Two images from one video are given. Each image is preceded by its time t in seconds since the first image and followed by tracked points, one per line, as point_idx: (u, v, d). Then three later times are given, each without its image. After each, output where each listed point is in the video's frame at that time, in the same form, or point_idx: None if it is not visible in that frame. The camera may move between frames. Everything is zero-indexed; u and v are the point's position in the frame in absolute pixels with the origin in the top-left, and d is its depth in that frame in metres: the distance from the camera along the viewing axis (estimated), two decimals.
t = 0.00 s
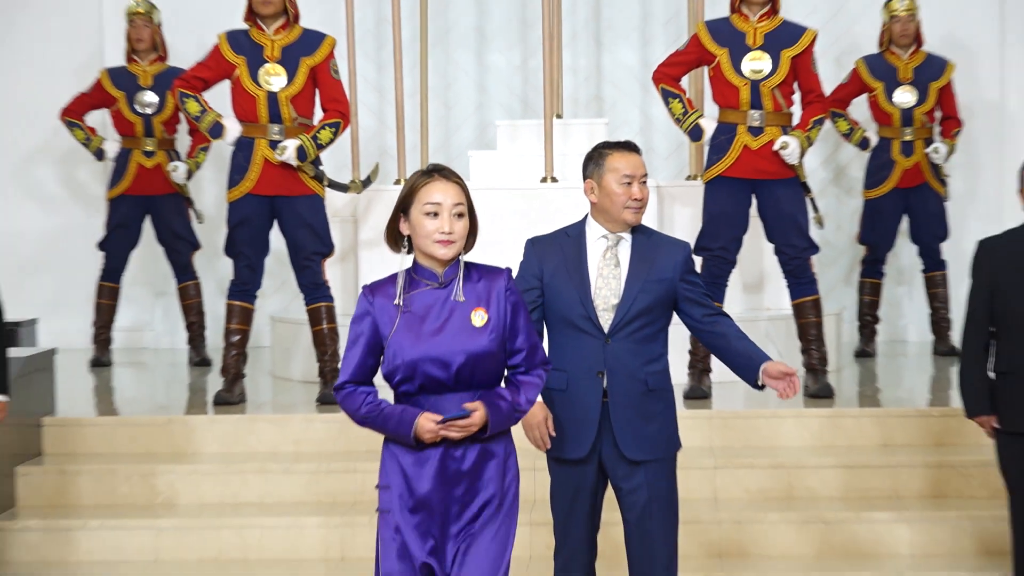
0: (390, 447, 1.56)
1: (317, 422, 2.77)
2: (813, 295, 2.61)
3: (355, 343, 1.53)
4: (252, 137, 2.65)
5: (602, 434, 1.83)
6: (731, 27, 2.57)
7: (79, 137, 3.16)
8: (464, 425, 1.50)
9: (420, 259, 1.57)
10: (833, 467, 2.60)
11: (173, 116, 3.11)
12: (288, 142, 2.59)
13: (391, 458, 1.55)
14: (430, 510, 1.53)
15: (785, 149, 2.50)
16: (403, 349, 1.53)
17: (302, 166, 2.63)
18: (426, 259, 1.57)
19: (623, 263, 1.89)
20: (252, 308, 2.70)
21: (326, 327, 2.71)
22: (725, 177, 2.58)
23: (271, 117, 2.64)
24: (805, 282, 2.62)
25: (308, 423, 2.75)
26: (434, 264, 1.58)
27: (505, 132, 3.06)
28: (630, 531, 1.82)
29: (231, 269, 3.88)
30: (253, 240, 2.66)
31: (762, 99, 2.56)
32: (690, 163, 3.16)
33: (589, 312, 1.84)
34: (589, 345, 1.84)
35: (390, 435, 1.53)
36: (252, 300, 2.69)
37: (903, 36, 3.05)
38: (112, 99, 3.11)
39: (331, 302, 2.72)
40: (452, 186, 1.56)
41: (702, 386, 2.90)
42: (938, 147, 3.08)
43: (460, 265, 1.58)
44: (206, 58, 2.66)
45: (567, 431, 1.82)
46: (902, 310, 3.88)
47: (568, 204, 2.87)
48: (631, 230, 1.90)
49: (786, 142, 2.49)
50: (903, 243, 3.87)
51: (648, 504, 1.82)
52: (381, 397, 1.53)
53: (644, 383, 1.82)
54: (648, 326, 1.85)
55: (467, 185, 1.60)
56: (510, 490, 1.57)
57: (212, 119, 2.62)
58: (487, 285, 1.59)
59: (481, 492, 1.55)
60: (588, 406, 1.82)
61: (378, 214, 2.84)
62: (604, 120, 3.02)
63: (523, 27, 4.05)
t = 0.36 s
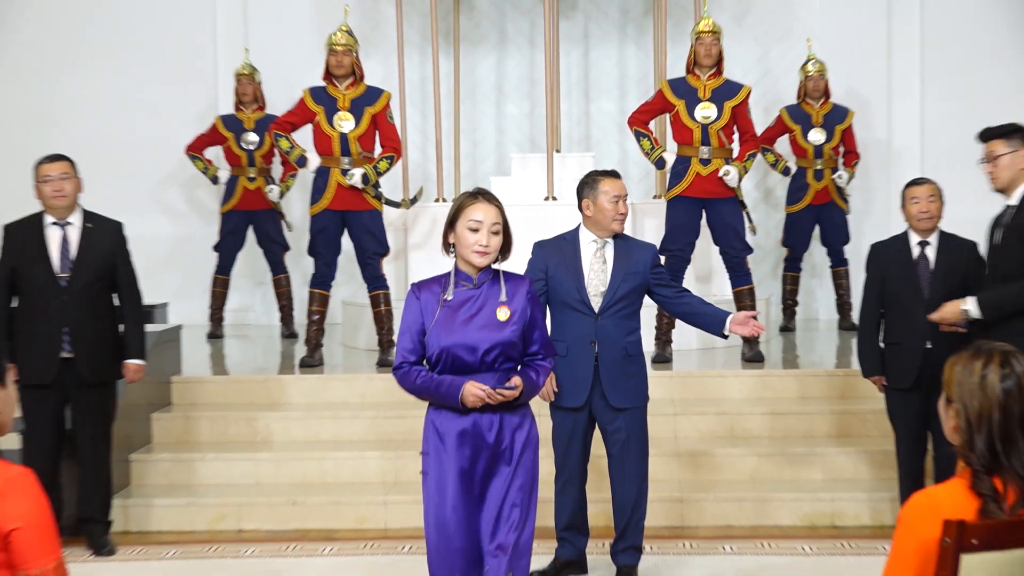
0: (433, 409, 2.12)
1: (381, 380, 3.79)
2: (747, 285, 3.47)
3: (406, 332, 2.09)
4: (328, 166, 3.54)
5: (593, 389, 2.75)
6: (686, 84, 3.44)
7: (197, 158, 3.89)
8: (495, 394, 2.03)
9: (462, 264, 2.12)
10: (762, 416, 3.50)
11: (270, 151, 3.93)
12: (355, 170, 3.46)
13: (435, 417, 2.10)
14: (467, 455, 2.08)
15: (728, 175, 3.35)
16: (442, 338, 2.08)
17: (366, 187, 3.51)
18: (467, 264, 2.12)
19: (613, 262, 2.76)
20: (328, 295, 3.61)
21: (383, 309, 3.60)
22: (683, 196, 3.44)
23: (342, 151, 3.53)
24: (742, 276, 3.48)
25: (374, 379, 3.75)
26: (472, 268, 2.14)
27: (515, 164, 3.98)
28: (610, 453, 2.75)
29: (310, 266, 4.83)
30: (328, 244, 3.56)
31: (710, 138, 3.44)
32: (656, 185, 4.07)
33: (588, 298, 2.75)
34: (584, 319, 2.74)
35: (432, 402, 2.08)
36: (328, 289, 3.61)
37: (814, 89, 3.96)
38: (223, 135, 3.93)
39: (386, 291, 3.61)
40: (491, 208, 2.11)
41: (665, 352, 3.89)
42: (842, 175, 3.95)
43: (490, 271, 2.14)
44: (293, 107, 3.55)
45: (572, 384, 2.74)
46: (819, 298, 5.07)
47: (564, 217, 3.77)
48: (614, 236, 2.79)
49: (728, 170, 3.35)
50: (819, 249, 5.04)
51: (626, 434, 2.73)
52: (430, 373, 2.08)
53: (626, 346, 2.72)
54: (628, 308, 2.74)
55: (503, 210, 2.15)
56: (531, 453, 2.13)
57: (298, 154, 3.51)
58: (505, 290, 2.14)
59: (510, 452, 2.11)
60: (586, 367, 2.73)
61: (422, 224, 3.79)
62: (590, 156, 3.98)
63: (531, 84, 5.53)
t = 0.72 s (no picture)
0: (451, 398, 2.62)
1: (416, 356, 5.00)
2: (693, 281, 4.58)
3: (428, 331, 2.66)
4: (377, 191, 4.68)
5: (578, 358, 3.91)
6: (647, 130, 4.60)
7: (277, 188, 4.91)
8: (483, 379, 2.52)
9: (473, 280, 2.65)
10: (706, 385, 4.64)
11: (334, 180, 5.05)
12: (399, 195, 4.60)
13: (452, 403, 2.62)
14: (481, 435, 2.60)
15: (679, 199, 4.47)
16: (455, 335, 2.63)
17: (407, 208, 4.65)
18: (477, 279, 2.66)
19: (594, 266, 3.91)
20: (376, 289, 4.78)
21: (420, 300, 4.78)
22: (645, 215, 4.57)
23: (389, 180, 4.68)
24: (689, 274, 4.60)
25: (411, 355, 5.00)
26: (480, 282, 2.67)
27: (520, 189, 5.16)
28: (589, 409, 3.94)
29: (362, 269, 6.17)
30: (377, 251, 4.71)
31: (665, 171, 4.58)
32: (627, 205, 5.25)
33: (575, 293, 3.90)
34: (570, 307, 3.90)
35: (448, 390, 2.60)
36: (375, 285, 4.77)
37: (743, 131, 4.99)
38: (297, 168, 5.04)
39: (421, 287, 4.77)
40: (495, 233, 2.62)
41: (631, 332, 5.18)
42: (763, 198, 5.01)
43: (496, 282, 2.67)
44: (352, 147, 4.75)
45: (563, 355, 3.90)
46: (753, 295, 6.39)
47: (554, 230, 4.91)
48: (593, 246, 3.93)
49: (679, 196, 4.47)
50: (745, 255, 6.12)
51: (602, 394, 3.92)
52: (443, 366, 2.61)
53: (602, 327, 3.88)
54: (606, 299, 3.91)
55: (505, 233, 2.66)
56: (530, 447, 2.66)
57: (355, 182, 4.67)
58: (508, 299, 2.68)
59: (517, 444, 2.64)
60: (573, 344, 3.90)
61: (449, 236, 4.98)
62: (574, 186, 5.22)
63: (531, 130, 6.79)
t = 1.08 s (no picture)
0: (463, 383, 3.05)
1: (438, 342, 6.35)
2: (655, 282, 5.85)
3: (445, 326, 3.06)
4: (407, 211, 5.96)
5: (565, 341, 5.18)
6: (618, 163, 5.89)
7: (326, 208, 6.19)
8: (516, 371, 2.96)
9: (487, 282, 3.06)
10: (665, 363, 6.02)
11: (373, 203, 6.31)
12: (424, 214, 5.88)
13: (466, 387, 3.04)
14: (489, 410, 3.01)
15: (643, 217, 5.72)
16: (474, 329, 3.03)
17: (430, 224, 5.92)
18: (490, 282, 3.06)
19: (576, 270, 5.17)
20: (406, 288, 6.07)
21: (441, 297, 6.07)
22: (617, 230, 5.83)
23: (416, 202, 5.95)
24: (652, 277, 5.87)
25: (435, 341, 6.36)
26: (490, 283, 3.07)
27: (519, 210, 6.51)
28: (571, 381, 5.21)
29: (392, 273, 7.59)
30: (407, 258, 6.00)
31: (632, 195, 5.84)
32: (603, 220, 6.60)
33: (563, 292, 5.16)
34: (558, 302, 5.16)
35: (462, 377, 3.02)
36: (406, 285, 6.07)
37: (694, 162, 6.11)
38: (344, 194, 6.32)
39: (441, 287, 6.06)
40: (504, 241, 3.03)
41: (606, 321, 6.57)
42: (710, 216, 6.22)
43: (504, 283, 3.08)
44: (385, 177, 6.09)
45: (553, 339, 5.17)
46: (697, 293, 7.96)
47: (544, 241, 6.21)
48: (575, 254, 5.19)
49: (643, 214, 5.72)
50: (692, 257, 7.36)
51: (583, 369, 5.21)
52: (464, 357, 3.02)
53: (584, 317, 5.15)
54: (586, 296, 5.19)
55: (513, 241, 3.07)
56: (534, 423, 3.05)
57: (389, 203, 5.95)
58: (515, 301, 3.09)
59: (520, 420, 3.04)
60: (561, 330, 5.17)
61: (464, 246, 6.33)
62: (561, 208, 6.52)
63: (527, 165, 8.26)
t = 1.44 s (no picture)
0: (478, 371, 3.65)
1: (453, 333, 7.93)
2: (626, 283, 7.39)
3: (463, 319, 3.69)
4: (428, 227, 7.51)
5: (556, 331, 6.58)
6: (596, 190, 7.49)
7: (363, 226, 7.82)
8: (515, 360, 3.55)
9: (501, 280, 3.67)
10: (635, 350, 7.62)
11: (401, 221, 7.98)
12: (442, 229, 7.44)
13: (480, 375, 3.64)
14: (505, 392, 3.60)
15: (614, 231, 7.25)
16: (489, 322, 3.63)
17: (446, 237, 7.46)
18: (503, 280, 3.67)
19: (562, 274, 6.61)
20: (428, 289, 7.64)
21: (455, 295, 7.64)
22: (596, 242, 7.32)
23: (435, 220, 7.51)
24: (624, 280, 7.40)
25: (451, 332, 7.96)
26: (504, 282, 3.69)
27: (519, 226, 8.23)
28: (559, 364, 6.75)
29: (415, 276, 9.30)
30: (428, 265, 7.53)
31: (607, 214, 7.34)
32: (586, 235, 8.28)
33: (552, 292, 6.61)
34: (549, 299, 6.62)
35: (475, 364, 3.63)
36: (428, 287, 7.64)
37: (658, 190, 7.78)
38: (377, 215, 7.97)
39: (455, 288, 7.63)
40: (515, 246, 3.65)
41: (588, 314, 8.17)
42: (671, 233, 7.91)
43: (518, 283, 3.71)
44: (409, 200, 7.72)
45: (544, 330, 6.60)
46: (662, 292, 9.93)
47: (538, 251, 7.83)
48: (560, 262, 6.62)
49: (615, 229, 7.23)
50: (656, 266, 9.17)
51: (567, 354, 6.65)
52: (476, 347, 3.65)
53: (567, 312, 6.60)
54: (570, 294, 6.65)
55: (524, 248, 3.68)
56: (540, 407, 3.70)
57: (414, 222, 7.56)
58: (526, 298, 3.71)
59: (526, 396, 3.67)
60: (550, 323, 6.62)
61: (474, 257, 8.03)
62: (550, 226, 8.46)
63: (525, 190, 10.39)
